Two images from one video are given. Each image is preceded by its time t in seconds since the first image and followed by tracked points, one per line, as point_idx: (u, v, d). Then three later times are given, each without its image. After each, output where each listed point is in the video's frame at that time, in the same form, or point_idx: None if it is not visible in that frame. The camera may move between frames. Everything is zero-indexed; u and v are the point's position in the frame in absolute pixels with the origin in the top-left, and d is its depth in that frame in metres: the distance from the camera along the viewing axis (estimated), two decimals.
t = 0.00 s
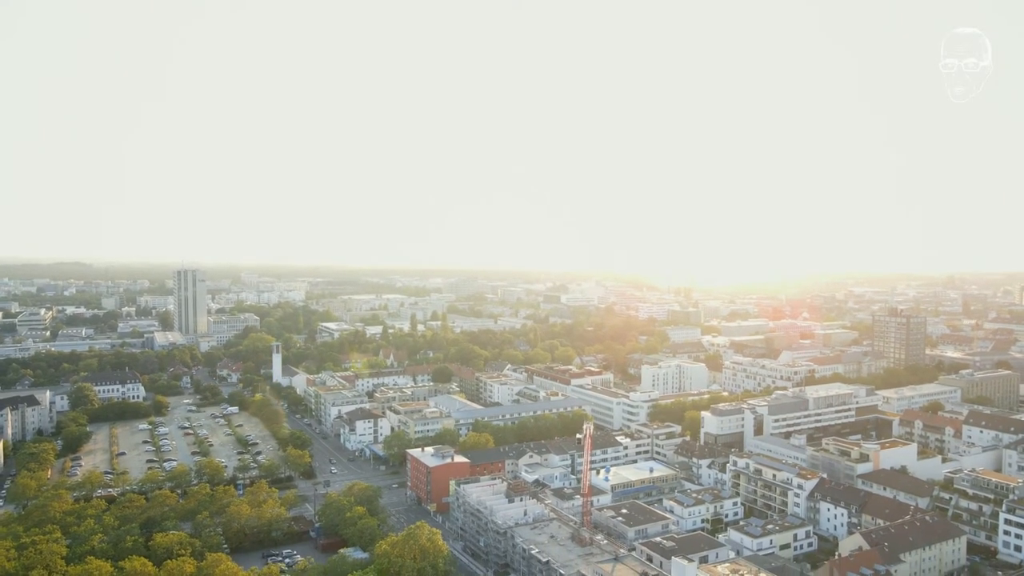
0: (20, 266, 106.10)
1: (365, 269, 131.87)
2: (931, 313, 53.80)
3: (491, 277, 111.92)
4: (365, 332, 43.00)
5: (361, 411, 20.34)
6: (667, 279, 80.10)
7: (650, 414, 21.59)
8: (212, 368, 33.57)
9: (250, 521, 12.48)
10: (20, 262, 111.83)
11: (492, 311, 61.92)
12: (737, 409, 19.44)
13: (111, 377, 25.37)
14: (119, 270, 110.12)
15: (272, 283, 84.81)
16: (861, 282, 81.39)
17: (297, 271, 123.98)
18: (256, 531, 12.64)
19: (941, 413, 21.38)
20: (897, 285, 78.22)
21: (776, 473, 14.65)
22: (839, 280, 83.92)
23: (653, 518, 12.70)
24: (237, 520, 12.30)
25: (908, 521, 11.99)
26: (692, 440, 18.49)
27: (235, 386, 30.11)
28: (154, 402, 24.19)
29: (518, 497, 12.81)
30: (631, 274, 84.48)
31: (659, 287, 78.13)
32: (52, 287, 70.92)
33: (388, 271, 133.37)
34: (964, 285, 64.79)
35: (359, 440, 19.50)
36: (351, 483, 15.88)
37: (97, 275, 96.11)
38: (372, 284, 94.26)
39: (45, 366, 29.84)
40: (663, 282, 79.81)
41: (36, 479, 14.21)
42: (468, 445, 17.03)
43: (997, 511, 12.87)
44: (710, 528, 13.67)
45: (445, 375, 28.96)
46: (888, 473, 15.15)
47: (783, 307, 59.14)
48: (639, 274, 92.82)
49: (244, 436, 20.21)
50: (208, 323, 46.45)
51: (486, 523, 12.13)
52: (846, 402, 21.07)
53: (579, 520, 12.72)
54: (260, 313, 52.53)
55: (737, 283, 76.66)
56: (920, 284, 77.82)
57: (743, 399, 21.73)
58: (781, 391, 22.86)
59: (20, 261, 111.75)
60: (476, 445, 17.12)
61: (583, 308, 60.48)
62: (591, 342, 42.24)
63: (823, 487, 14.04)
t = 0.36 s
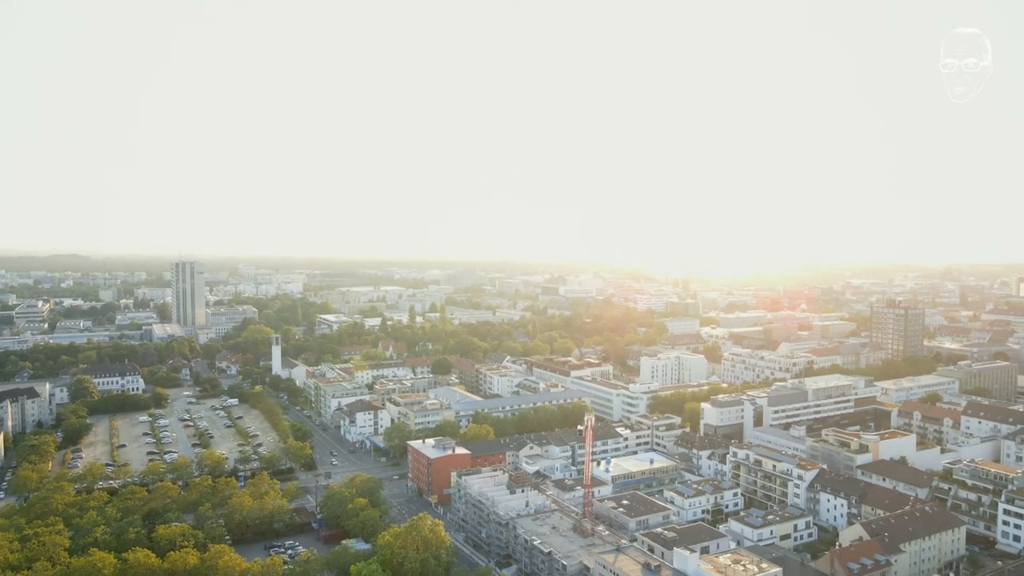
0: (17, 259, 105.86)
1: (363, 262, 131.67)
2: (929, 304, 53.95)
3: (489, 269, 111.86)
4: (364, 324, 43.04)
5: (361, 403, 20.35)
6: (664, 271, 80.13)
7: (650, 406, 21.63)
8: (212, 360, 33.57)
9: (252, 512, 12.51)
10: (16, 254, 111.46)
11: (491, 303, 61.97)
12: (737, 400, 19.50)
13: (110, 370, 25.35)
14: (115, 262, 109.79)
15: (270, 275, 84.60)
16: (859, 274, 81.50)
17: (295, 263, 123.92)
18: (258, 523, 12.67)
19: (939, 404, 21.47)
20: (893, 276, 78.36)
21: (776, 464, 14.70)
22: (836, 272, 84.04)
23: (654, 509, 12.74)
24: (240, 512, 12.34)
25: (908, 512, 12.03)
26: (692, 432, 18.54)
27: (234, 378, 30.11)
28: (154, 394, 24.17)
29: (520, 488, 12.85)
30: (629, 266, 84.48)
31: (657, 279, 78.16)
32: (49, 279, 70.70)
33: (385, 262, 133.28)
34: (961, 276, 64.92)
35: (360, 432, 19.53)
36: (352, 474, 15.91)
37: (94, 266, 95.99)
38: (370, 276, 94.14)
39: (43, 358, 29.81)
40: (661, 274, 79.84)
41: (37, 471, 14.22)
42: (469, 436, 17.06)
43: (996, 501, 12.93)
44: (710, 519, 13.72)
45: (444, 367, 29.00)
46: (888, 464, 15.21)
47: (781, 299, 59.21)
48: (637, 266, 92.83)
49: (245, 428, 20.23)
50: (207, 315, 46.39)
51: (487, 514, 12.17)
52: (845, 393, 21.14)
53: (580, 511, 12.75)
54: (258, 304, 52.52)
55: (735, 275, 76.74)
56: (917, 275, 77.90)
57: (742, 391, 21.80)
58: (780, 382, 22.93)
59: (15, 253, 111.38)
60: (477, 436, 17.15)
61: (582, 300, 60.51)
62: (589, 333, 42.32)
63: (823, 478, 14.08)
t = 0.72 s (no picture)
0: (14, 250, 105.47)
1: (360, 253, 131.43)
2: (926, 296, 54.04)
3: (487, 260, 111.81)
4: (363, 315, 43.00)
5: (361, 394, 20.36)
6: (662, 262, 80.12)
7: (650, 397, 21.69)
8: (210, 352, 33.53)
9: (254, 504, 12.54)
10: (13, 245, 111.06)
11: (488, 294, 61.92)
12: (736, 391, 19.55)
13: (109, 362, 25.31)
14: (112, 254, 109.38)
15: (267, 266, 84.43)
16: (856, 265, 81.60)
17: (291, 255, 123.63)
18: (259, 514, 12.69)
19: (937, 395, 21.55)
20: (890, 267, 78.47)
21: (776, 455, 14.75)
22: (833, 263, 84.11)
23: (654, 499, 12.79)
24: (242, 503, 12.36)
25: (907, 502, 12.10)
26: (692, 423, 18.58)
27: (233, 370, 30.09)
28: (153, 386, 24.14)
29: (521, 479, 12.88)
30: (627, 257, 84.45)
31: (655, 270, 78.17)
32: (45, 271, 70.41)
33: (382, 254, 133.02)
34: (958, 267, 65.02)
35: (360, 423, 19.55)
36: (353, 466, 15.94)
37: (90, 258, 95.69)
38: (368, 268, 94.05)
39: (41, 350, 29.74)
40: (659, 265, 79.85)
41: (38, 463, 14.22)
42: (469, 428, 17.09)
43: (995, 491, 13.01)
44: (710, 509, 13.79)
45: (443, 358, 29.01)
46: (886, 454, 15.28)
47: (778, 290, 59.27)
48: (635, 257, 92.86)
49: (244, 420, 20.23)
50: (204, 307, 46.31)
51: (489, 505, 12.21)
52: (843, 384, 21.20)
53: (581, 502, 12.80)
54: (256, 296, 52.42)
55: (733, 266, 76.75)
56: (914, 266, 78.04)
57: (741, 382, 21.85)
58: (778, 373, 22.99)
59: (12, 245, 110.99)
60: (477, 428, 17.17)
61: (580, 291, 60.50)
62: (588, 325, 42.34)
63: (823, 468, 14.15)
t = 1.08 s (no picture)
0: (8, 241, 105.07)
1: (356, 244, 131.27)
2: (922, 286, 54.14)
3: (484, 251, 111.71)
4: (360, 306, 42.97)
5: (359, 385, 20.36)
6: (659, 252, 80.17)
7: (648, 387, 21.75)
8: (208, 343, 33.49)
9: (254, 494, 12.55)
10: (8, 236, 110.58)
11: (485, 285, 61.87)
12: (734, 381, 19.59)
13: (106, 353, 25.26)
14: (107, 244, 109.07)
15: (263, 257, 84.24)
16: (852, 255, 81.76)
17: (288, 246, 123.37)
18: (260, 505, 12.70)
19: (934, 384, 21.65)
20: (886, 257, 78.59)
21: (774, 445, 14.81)
22: (829, 253, 84.19)
23: (653, 489, 12.84)
24: (242, 494, 12.37)
25: (905, 491, 12.16)
26: (690, 413, 18.64)
27: (231, 361, 30.08)
28: (151, 376, 24.11)
29: (521, 469, 12.92)
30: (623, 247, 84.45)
31: (652, 260, 78.21)
32: (40, 262, 70.22)
33: (379, 244, 132.66)
34: (954, 258, 65.17)
35: (359, 414, 19.57)
36: (353, 456, 15.98)
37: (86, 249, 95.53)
38: (364, 258, 93.90)
39: (38, 341, 29.67)
40: (656, 255, 79.88)
41: (37, 454, 14.21)
42: (469, 418, 17.12)
43: (992, 480, 13.09)
44: (709, 498, 13.86)
45: (442, 349, 29.02)
46: (884, 444, 15.35)
47: (775, 280, 59.34)
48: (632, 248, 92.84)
49: (243, 411, 20.24)
50: (201, 298, 46.19)
51: (489, 495, 12.25)
52: (841, 373, 21.28)
53: (581, 492, 12.85)
54: (252, 287, 52.31)
55: (730, 257, 76.84)
56: (910, 256, 78.16)
57: (739, 372, 21.93)
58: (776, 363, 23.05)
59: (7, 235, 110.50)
60: (477, 418, 17.20)
61: (576, 282, 60.48)
62: (585, 316, 42.37)
63: (821, 458, 14.22)
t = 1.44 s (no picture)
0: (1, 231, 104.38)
1: (352, 234, 130.86)
2: (917, 276, 54.29)
3: (479, 241, 111.41)
4: (356, 296, 42.91)
5: (357, 375, 20.37)
6: (655, 243, 80.17)
7: (646, 377, 21.80)
8: (204, 334, 33.44)
9: (254, 485, 12.56)
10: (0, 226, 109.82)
11: (482, 275, 61.84)
12: (732, 370, 19.67)
13: (103, 343, 25.19)
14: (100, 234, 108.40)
15: (259, 248, 83.96)
16: (847, 245, 81.87)
17: (283, 236, 122.98)
18: (260, 495, 12.72)
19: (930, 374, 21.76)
20: (881, 247, 78.74)
21: (772, 434, 14.87)
22: (824, 243, 84.32)
23: (652, 478, 12.91)
24: (242, 484, 12.38)
25: (903, 479, 12.24)
26: (688, 402, 18.72)
27: (228, 351, 30.04)
28: (148, 367, 24.07)
29: (521, 459, 12.96)
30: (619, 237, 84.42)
31: (648, 250, 78.19)
32: (34, 252, 69.85)
33: (375, 235, 132.28)
34: (949, 248, 65.37)
35: (357, 404, 19.59)
36: (353, 446, 16.01)
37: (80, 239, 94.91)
38: (360, 248, 93.71)
39: (34, 332, 29.57)
40: (652, 245, 79.87)
41: (36, 445, 14.19)
42: (467, 408, 17.16)
43: (989, 469, 13.18)
44: (708, 487, 13.94)
45: (439, 339, 29.04)
46: (881, 432, 15.44)
47: (771, 270, 59.44)
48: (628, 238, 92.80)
49: (241, 401, 20.26)
50: (197, 289, 46.07)
51: (489, 485, 12.29)
52: (837, 363, 21.36)
53: (581, 481, 12.91)
54: (248, 277, 52.20)
55: (726, 247, 76.91)
56: (905, 246, 78.28)
57: (737, 361, 22.00)
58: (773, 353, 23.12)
59: None
60: (475, 408, 17.25)
61: (573, 272, 60.48)
62: (582, 306, 42.37)
63: (819, 447, 14.29)
